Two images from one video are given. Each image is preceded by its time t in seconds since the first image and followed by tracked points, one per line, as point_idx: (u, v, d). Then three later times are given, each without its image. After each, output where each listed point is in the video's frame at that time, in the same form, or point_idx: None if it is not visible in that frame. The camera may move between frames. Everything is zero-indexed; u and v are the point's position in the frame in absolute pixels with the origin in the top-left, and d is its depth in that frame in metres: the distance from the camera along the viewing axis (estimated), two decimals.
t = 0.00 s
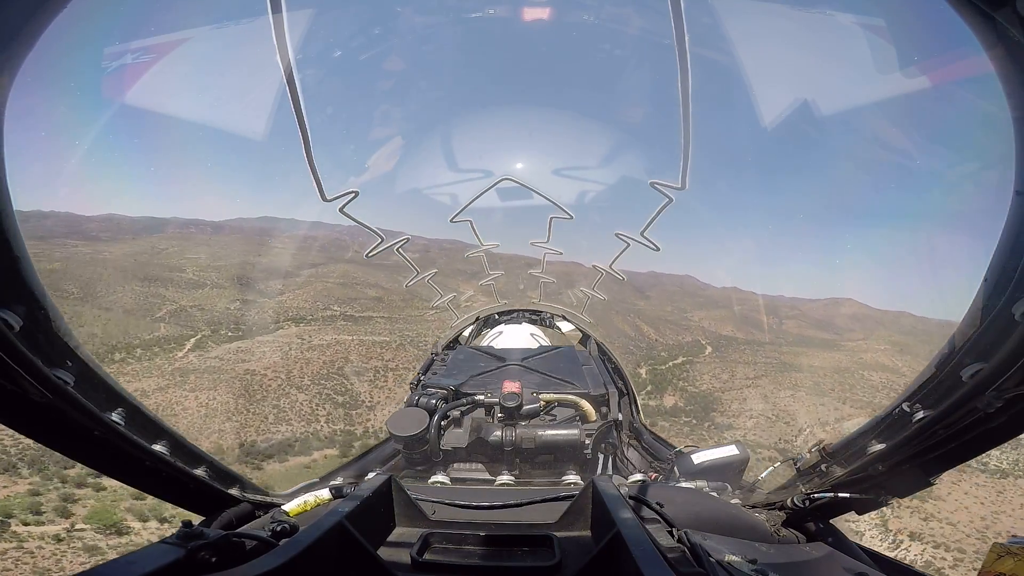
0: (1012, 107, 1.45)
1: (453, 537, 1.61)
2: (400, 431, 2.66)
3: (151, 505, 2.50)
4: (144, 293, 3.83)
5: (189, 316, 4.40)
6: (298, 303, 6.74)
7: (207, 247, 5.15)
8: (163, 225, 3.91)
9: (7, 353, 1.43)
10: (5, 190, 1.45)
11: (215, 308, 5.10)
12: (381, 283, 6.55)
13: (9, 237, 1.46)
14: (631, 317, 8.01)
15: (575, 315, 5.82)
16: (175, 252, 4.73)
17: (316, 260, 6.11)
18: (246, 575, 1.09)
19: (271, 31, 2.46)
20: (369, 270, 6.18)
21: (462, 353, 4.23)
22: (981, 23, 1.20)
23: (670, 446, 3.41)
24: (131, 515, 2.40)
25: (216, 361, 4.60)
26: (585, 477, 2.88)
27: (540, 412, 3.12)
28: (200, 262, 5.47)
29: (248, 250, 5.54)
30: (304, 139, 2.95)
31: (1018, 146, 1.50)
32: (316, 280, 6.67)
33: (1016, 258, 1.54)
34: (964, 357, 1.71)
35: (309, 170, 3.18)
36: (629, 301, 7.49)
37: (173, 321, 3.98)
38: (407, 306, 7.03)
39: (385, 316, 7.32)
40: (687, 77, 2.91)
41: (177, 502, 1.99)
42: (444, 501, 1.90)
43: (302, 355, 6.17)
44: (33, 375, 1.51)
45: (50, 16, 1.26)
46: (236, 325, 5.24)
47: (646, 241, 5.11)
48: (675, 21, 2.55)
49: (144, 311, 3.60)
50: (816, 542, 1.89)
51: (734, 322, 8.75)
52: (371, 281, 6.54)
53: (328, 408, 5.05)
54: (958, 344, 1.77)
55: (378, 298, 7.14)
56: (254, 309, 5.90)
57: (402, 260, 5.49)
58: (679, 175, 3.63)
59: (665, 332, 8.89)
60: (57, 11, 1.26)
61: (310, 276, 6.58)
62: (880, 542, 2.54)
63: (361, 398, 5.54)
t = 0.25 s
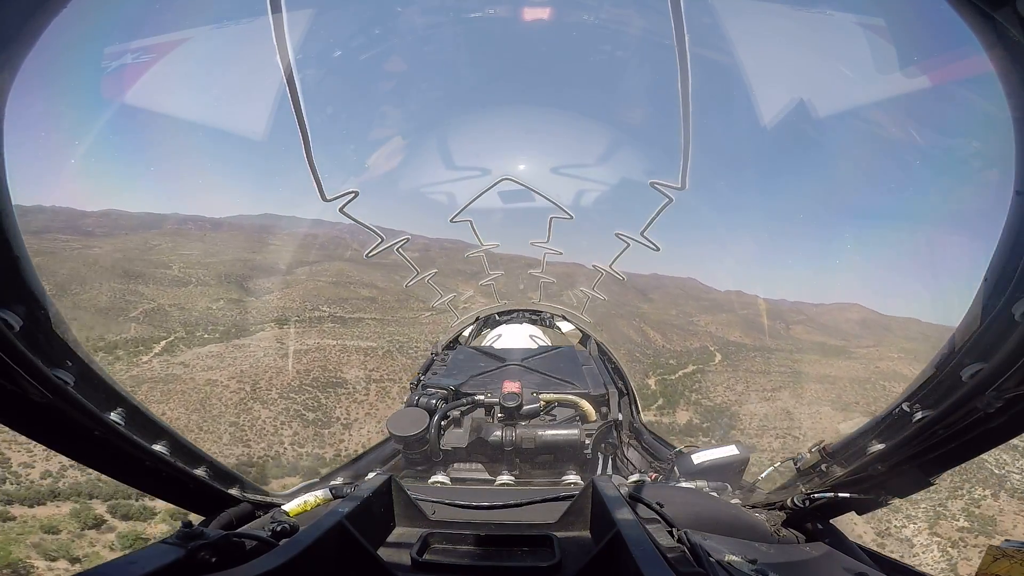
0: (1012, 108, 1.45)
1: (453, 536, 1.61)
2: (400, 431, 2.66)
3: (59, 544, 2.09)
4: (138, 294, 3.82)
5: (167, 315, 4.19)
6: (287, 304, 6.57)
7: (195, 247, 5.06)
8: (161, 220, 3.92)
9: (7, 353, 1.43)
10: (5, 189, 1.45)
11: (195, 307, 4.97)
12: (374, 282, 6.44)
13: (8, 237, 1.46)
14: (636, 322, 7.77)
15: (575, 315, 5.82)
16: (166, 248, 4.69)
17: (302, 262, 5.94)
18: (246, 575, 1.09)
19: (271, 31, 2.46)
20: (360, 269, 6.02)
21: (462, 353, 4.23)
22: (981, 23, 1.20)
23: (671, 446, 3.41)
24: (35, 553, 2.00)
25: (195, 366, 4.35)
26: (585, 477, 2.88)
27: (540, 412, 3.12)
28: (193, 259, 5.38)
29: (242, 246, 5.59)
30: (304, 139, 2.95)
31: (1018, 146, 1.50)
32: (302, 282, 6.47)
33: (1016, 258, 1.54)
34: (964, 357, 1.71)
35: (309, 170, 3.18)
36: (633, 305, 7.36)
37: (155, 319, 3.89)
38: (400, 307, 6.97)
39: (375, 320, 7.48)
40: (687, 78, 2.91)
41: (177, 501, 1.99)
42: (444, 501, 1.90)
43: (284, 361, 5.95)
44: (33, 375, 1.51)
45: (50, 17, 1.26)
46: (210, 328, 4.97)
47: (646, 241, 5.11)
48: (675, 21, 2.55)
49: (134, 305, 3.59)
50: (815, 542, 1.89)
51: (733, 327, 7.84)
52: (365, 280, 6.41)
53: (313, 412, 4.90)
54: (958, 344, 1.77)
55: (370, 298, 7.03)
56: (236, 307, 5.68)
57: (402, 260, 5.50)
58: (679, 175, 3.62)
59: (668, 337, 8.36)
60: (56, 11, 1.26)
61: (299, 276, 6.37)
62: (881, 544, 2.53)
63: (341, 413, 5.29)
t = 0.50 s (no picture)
0: (1012, 108, 1.45)
1: (453, 536, 1.61)
2: (400, 431, 2.66)
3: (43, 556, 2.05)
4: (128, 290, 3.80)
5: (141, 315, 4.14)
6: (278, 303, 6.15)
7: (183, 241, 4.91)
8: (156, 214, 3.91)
9: (7, 353, 1.43)
10: (5, 189, 1.45)
11: (172, 305, 4.88)
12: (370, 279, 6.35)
13: (8, 237, 1.46)
14: (642, 327, 7.54)
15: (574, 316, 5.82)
16: (156, 240, 4.69)
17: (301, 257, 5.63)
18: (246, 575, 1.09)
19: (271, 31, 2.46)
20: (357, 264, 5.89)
21: (462, 353, 4.22)
22: (981, 24, 1.21)
23: (671, 446, 3.41)
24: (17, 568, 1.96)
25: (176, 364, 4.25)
26: (585, 477, 2.88)
27: (540, 412, 3.11)
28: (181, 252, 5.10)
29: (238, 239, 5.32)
30: (304, 139, 2.95)
31: (1018, 146, 1.50)
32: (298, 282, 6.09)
33: (1016, 258, 1.54)
34: (964, 357, 1.71)
35: (309, 169, 3.18)
36: (637, 309, 7.27)
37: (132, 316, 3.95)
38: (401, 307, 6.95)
39: (364, 320, 7.30)
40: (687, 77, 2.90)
41: (177, 502, 1.99)
42: (444, 502, 1.90)
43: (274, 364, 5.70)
44: (33, 375, 1.51)
45: (50, 17, 1.26)
46: (190, 327, 5.00)
47: (646, 240, 5.10)
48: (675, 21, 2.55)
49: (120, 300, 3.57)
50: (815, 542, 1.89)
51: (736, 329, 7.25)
52: (360, 277, 6.32)
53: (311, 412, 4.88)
54: (958, 344, 1.77)
55: (362, 296, 6.95)
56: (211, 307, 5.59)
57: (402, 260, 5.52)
58: (680, 175, 3.62)
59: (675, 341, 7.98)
60: (56, 10, 1.26)
61: (296, 275, 5.92)
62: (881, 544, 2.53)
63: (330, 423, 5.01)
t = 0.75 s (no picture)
0: (1013, 107, 1.45)
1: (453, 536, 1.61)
2: (400, 431, 2.66)
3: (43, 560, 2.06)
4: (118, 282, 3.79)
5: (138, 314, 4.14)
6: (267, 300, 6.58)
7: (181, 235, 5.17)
8: (154, 210, 3.97)
9: (7, 353, 1.43)
10: (4, 189, 1.45)
11: (154, 304, 4.94)
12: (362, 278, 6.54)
13: (8, 237, 1.46)
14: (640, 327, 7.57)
15: (574, 315, 5.84)
16: (154, 240, 4.68)
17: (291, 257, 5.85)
18: (246, 575, 1.09)
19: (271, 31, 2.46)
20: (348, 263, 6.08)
21: (462, 353, 4.23)
22: (982, 24, 1.20)
23: (671, 446, 3.41)
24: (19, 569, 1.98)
25: (166, 360, 4.22)
26: (585, 477, 2.88)
27: (539, 412, 3.12)
28: (169, 248, 5.50)
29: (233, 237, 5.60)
30: (304, 139, 2.95)
31: (1018, 146, 1.50)
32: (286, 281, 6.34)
33: (1016, 258, 1.54)
34: (964, 357, 1.71)
35: (308, 169, 3.18)
36: (637, 309, 7.26)
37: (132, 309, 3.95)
38: (400, 307, 6.95)
39: (352, 323, 7.56)
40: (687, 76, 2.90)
41: (177, 502, 1.99)
42: (444, 501, 1.90)
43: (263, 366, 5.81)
44: (32, 375, 1.51)
45: (50, 16, 1.26)
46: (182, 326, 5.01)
47: (646, 240, 5.10)
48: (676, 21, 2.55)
49: (113, 299, 3.57)
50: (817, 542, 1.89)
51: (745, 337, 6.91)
52: (352, 276, 6.52)
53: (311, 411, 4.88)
54: (958, 344, 1.77)
55: (352, 296, 7.18)
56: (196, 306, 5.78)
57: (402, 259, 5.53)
58: (679, 175, 3.62)
59: (678, 344, 7.86)
60: (57, 10, 1.26)
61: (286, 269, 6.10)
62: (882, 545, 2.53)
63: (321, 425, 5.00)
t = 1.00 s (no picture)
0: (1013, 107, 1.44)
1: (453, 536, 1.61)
2: (400, 431, 2.66)
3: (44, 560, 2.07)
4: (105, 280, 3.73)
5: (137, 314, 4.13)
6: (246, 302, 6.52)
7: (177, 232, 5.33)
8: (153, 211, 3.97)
9: (7, 353, 1.43)
10: (4, 189, 1.45)
11: (141, 304, 4.85)
12: (354, 277, 6.91)
13: (8, 236, 1.46)
14: (632, 322, 7.63)
15: (574, 315, 5.84)
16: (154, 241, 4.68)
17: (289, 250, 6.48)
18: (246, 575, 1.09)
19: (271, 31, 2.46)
20: (342, 259, 6.50)
21: (462, 352, 4.23)
22: (982, 23, 1.20)
23: (671, 446, 3.41)
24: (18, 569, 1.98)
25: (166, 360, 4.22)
26: (585, 477, 2.88)
27: (539, 412, 3.12)
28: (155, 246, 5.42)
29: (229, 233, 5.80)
30: (304, 139, 2.95)
31: (1018, 146, 1.50)
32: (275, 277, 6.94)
33: (1015, 258, 1.54)
34: (964, 356, 1.71)
35: (309, 169, 3.18)
36: (636, 308, 7.27)
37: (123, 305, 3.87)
38: (400, 307, 6.96)
39: (338, 325, 7.20)
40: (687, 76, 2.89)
41: (177, 502, 1.99)
42: (444, 501, 1.90)
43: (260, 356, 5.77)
44: (32, 375, 1.51)
45: (50, 16, 1.26)
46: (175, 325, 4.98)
47: (646, 240, 5.10)
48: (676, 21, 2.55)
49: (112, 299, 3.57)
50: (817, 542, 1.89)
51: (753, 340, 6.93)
52: (344, 274, 6.94)
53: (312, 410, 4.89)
54: (958, 344, 1.77)
55: (342, 297, 7.38)
56: (170, 306, 5.81)
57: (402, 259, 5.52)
58: (679, 175, 3.62)
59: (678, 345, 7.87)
60: (57, 10, 1.26)
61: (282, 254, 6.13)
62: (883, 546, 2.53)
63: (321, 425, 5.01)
